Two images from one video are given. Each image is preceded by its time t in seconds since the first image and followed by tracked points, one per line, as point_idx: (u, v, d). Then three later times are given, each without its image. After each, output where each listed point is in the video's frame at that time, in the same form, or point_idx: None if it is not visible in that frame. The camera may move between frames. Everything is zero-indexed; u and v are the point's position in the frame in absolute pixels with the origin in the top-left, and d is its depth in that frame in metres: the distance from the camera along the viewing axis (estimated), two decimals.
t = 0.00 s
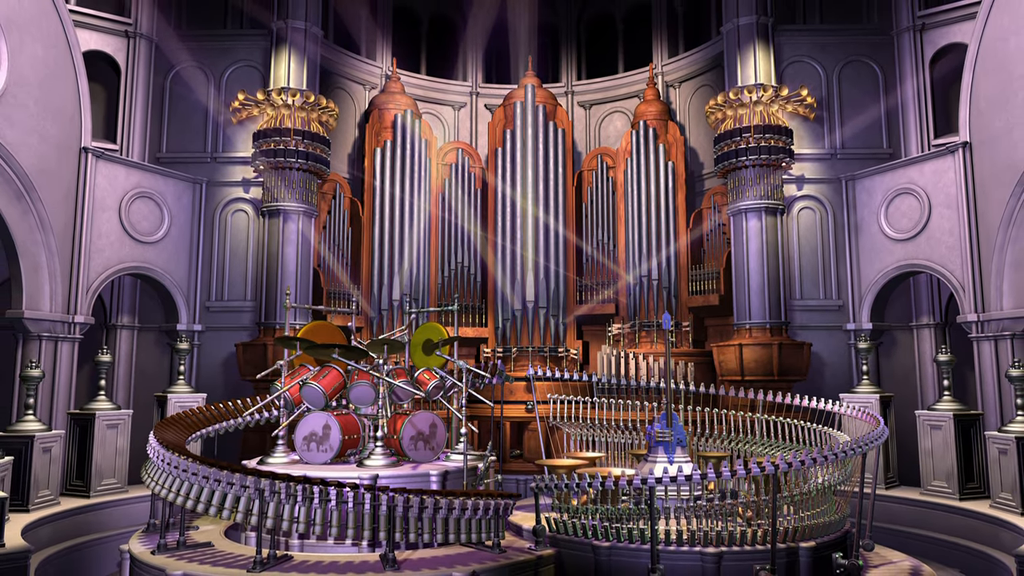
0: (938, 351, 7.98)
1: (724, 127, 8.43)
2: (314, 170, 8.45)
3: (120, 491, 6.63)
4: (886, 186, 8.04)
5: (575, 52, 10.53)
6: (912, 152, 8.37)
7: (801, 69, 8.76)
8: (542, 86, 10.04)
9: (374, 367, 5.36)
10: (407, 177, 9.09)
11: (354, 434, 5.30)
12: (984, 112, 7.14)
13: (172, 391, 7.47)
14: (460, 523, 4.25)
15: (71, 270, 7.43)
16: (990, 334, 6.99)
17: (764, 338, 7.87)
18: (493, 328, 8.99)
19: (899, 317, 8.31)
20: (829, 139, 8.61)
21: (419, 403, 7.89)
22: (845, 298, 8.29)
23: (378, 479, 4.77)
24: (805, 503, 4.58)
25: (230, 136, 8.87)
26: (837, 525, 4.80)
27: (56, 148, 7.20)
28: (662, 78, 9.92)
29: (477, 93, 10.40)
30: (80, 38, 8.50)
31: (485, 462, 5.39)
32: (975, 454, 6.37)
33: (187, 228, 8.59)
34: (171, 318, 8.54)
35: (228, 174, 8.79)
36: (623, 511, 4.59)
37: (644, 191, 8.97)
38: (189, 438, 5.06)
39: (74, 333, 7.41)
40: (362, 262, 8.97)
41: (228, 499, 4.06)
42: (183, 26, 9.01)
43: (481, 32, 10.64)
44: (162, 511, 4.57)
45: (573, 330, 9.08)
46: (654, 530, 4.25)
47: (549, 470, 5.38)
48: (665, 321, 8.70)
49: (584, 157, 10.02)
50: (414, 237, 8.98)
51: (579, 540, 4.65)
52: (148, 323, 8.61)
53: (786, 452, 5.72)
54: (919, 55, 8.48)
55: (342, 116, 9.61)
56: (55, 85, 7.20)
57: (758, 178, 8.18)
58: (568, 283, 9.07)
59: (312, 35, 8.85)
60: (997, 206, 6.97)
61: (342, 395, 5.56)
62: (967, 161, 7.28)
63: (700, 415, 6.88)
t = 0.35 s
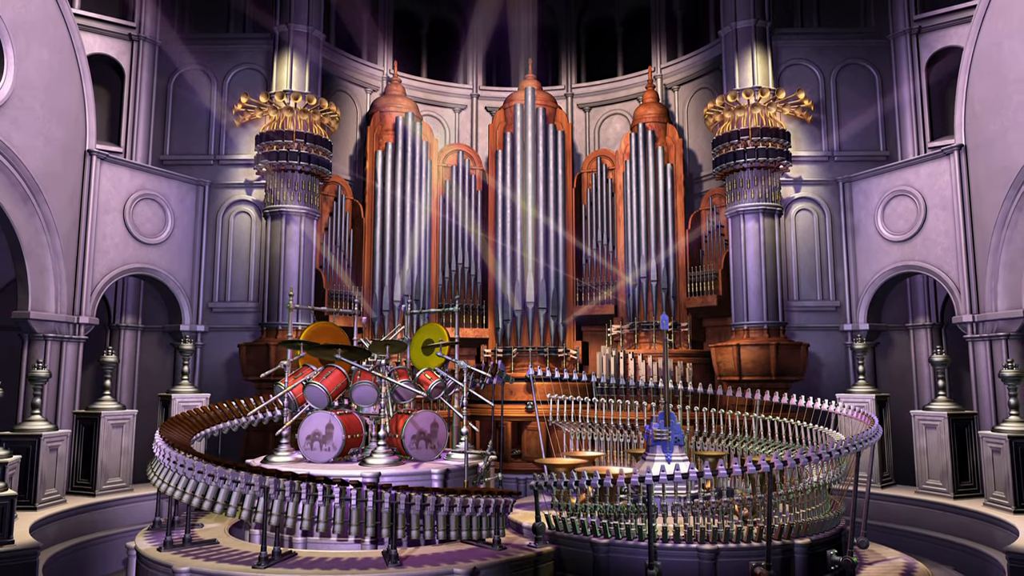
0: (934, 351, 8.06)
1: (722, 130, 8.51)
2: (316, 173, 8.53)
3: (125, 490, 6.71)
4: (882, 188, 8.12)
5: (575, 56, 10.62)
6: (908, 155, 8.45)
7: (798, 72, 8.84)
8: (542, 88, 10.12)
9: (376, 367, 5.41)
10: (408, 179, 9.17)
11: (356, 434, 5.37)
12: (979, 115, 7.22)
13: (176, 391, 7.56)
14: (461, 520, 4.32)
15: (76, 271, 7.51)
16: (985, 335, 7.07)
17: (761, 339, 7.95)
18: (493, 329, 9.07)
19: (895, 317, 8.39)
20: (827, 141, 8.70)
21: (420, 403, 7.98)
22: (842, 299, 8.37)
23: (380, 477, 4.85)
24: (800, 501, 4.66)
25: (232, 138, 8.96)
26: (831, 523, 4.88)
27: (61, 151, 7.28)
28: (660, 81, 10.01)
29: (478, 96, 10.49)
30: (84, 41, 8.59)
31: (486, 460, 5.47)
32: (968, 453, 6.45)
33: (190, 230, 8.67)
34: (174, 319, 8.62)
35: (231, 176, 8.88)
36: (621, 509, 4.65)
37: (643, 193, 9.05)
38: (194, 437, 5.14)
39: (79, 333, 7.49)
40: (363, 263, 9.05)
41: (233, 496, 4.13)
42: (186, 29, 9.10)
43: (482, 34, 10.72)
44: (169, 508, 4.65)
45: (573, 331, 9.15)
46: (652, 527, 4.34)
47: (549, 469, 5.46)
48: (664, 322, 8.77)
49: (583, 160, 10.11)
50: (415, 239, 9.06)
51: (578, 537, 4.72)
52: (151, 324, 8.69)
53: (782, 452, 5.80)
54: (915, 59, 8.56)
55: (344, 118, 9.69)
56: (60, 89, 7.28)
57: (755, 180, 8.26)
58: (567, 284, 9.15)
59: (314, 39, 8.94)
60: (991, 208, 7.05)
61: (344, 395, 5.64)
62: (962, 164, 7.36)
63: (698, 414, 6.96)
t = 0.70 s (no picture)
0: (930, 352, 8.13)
1: (720, 133, 8.59)
2: (318, 175, 8.61)
3: (130, 489, 6.80)
4: (879, 190, 8.20)
5: (575, 59, 10.71)
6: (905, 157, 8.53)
7: (796, 75, 8.91)
8: (542, 91, 10.20)
9: (378, 367, 5.47)
10: (409, 181, 9.25)
11: (359, 433, 5.41)
12: (974, 118, 7.29)
13: (180, 391, 7.65)
14: (461, 518, 4.39)
15: (80, 272, 7.60)
16: (980, 335, 7.14)
17: (759, 339, 8.03)
18: (493, 329, 9.14)
19: (892, 318, 8.47)
20: (824, 144, 8.77)
21: (421, 403, 8.06)
22: (839, 300, 8.45)
23: (382, 476, 4.91)
24: (796, 499, 4.74)
25: (235, 141, 9.04)
26: (826, 520, 4.95)
27: (66, 154, 7.36)
28: (659, 83, 10.09)
29: (478, 98, 10.57)
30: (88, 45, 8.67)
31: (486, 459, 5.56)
32: (963, 452, 6.52)
33: (193, 232, 8.75)
34: (177, 320, 8.70)
35: (233, 178, 8.96)
36: (620, 506, 4.71)
37: (642, 194, 9.13)
38: (199, 436, 5.22)
39: (83, 334, 7.57)
40: (365, 265, 9.14)
41: (238, 494, 4.19)
42: (190, 33, 9.18)
43: (483, 37, 10.80)
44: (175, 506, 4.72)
45: (572, 331, 9.22)
46: (649, 523, 4.42)
47: (548, 468, 5.54)
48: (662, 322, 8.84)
49: (583, 162, 10.19)
50: (416, 240, 9.14)
51: (576, 534, 4.79)
52: (155, 325, 8.77)
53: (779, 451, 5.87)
54: (912, 62, 8.64)
55: (345, 121, 9.77)
56: (65, 92, 7.35)
57: (753, 182, 8.33)
58: (567, 285, 9.22)
59: (316, 42, 9.01)
60: (986, 210, 7.12)
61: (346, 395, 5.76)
62: (957, 166, 7.43)
63: (697, 414, 7.04)
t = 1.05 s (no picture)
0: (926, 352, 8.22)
1: (718, 135, 8.66)
2: (320, 177, 8.69)
3: (134, 487, 6.88)
4: (876, 192, 8.28)
5: (574, 61, 10.80)
6: (901, 159, 8.61)
7: (794, 78, 8.99)
8: (542, 93, 10.28)
9: (380, 367, 5.54)
10: (410, 184, 9.33)
11: (361, 432, 5.46)
12: (969, 121, 7.36)
13: (184, 391, 7.75)
14: (462, 515, 4.47)
15: (85, 273, 7.68)
16: (976, 336, 7.21)
17: (757, 340, 8.11)
18: (493, 330, 9.21)
19: (888, 319, 8.56)
20: (821, 146, 8.85)
21: (422, 402, 8.13)
22: (836, 301, 8.53)
23: (384, 474, 4.99)
24: (792, 497, 4.82)
25: (238, 143, 9.12)
26: (821, 518, 5.03)
27: (71, 156, 7.44)
28: (659, 86, 10.17)
29: (479, 101, 10.65)
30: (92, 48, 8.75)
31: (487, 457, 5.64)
32: (957, 451, 6.60)
33: (196, 233, 8.82)
34: (180, 321, 8.78)
35: (236, 180, 9.04)
36: (618, 504, 4.80)
37: (641, 196, 9.21)
38: (203, 435, 5.29)
39: (88, 335, 7.66)
40: (367, 266, 9.22)
41: (243, 492, 4.28)
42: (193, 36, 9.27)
43: (484, 39, 10.88)
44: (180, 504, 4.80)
45: (572, 332, 9.28)
46: (647, 521, 4.50)
47: (548, 467, 5.64)
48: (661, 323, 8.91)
49: (582, 163, 10.26)
50: (417, 241, 9.21)
51: (575, 531, 4.87)
52: (158, 325, 8.85)
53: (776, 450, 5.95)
54: (908, 64, 8.71)
55: (347, 123, 9.85)
56: (70, 95, 7.43)
57: (751, 184, 8.41)
58: (566, 286, 9.29)
59: (318, 45, 9.09)
60: (981, 212, 7.19)
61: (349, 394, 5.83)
62: (953, 168, 7.51)
63: (695, 414, 7.12)
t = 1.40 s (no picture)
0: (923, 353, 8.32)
1: (717, 137, 8.73)
2: (321, 179, 8.76)
3: (139, 486, 6.96)
4: (873, 194, 8.35)
5: (574, 64, 10.87)
6: (898, 161, 8.68)
7: (792, 80, 9.06)
8: (542, 96, 10.36)
9: (381, 367, 5.61)
10: (411, 185, 9.40)
11: (363, 432, 5.55)
12: (965, 123, 7.43)
13: (187, 391, 7.85)
14: (463, 513, 4.55)
15: (89, 274, 7.75)
16: (971, 336, 7.27)
17: (755, 340, 8.19)
18: (494, 331, 9.28)
19: (885, 319, 8.63)
20: (819, 148, 8.93)
21: (424, 402, 8.21)
22: (834, 302, 8.59)
23: (386, 472, 5.06)
24: (788, 495, 4.90)
25: (240, 145, 9.20)
26: (816, 516, 5.10)
27: (76, 159, 7.51)
28: (658, 88, 10.25)
29: (480, 103, 10.72)
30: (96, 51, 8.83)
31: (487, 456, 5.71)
32: (952, 450, 6.68)
33: (199, 235, 8.90)
34: (183, 321, 8.86)
35: (238, 181, 9.11)
36: (616, 502, 4.91)
37: (640, 198, 9.28)
38: (207, 434, 5.36)
39: (92, 335, 7.74)
40: (368, 267, 9.30)
41: (248, 490, 4.33)
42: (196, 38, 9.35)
43: (484, 42, 10.95)
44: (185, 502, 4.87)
45: (571, 332, 9.34)
46: (644, 519, 4.58)
47: (548, 466, 5.73)
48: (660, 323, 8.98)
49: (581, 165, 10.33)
50: (418, 242, 9.28)
51: (575, 528, 4.96)
52: (161, 326, 8.93)
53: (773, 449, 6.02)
54: (905, 67, 8.78)
55: (348, 125, 9.92)
56: (75, 98, 7.51)
57: (749, 186, 8.49)
58: (566, 286, 9.35)
59: (320, 48, 9.16)
60: (976, 214, 7.26)
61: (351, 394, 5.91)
62: (949, 171, 7.58)
63: (693, 414, 7.19)
